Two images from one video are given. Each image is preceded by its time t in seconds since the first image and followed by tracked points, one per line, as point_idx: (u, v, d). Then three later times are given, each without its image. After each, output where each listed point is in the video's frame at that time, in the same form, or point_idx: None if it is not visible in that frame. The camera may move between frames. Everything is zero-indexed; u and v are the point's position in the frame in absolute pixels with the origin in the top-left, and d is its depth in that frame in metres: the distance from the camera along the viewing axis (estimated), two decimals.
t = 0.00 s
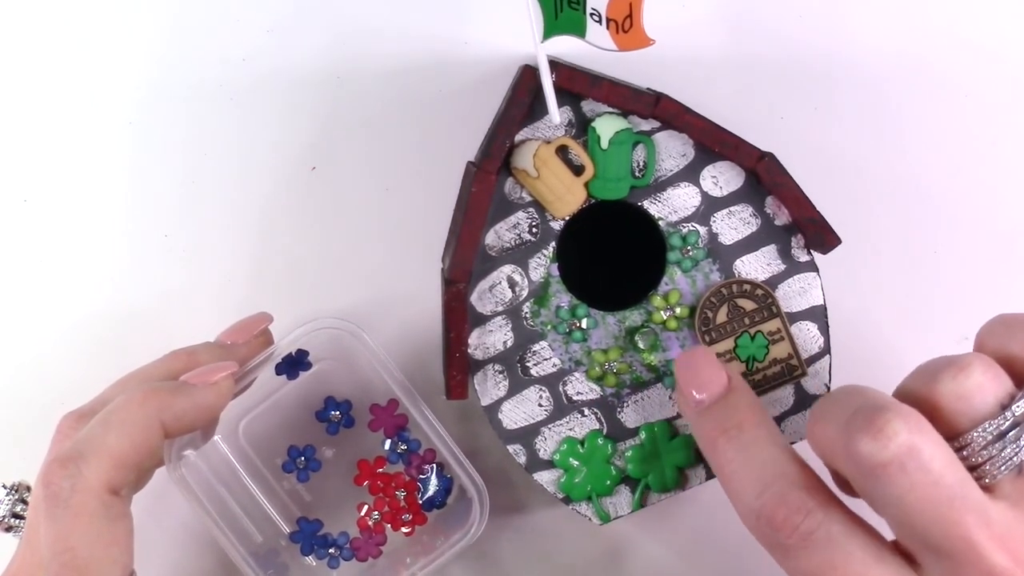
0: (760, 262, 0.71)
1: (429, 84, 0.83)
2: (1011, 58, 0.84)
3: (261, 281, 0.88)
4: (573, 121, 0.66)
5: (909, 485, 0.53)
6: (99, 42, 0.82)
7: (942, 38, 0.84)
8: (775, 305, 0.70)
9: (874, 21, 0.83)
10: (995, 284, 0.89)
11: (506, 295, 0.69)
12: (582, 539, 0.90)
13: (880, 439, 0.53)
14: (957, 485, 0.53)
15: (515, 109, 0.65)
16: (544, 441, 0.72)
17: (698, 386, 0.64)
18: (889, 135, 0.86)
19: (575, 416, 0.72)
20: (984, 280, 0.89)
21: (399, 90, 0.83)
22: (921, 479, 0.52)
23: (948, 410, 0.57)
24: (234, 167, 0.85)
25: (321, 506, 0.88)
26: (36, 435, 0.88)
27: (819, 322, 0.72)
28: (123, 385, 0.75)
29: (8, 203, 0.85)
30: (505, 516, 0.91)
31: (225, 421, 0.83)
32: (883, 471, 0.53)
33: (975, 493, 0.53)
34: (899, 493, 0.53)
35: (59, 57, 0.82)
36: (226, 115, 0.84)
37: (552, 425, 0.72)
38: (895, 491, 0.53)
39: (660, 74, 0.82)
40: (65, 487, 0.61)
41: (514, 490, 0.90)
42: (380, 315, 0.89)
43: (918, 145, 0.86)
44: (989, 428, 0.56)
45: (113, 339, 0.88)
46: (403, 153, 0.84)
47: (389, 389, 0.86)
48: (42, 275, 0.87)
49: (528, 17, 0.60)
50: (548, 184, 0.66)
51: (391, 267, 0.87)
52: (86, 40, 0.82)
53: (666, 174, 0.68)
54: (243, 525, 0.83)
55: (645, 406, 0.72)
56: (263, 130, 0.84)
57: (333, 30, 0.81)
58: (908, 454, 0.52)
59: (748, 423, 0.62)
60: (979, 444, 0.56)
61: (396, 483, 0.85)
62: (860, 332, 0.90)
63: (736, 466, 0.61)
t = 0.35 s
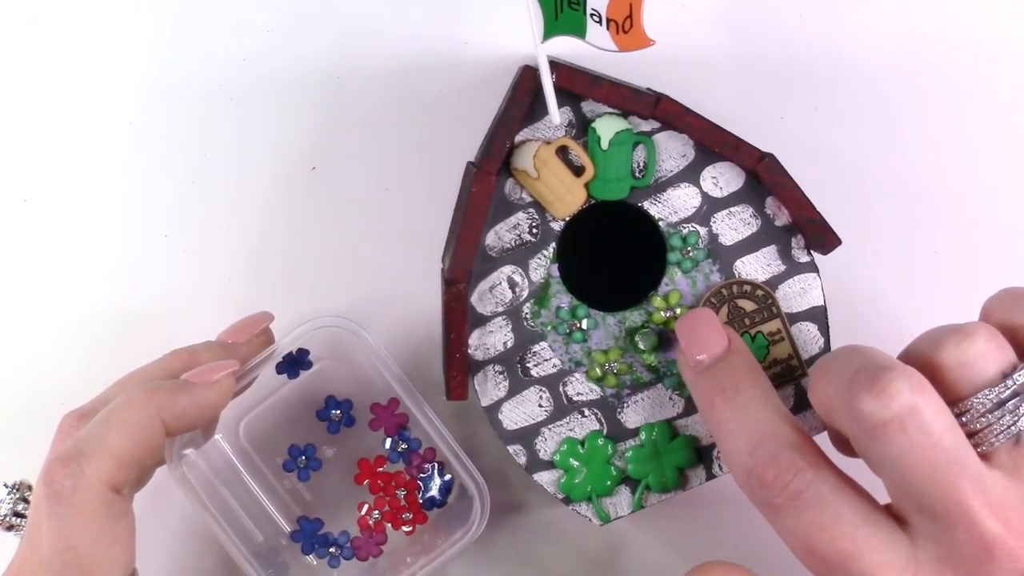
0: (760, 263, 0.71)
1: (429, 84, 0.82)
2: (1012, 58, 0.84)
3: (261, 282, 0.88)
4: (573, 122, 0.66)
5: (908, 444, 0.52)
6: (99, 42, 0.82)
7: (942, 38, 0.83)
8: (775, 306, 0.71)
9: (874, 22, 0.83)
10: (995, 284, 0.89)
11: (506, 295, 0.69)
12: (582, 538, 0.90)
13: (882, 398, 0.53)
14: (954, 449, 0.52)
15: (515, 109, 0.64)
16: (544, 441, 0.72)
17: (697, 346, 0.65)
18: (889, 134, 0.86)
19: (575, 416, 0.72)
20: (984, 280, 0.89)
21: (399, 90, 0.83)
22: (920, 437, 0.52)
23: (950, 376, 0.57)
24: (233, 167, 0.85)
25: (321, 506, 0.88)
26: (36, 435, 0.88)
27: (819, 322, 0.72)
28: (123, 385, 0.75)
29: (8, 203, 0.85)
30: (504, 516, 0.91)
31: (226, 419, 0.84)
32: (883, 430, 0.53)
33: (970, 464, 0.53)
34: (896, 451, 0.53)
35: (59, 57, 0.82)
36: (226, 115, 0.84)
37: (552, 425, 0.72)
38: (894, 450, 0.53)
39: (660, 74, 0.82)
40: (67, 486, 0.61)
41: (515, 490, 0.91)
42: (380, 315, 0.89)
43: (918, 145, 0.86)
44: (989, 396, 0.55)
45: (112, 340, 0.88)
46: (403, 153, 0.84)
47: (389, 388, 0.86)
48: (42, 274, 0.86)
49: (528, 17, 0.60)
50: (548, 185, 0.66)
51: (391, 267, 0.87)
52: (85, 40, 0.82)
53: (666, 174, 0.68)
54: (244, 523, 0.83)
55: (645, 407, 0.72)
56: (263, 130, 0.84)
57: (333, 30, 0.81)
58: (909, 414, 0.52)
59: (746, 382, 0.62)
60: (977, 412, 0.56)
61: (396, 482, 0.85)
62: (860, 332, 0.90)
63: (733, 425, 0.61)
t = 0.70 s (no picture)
0: (760, 263, 0.71)
1: (429, 84, 0.82)
2: (1011, 58, 0.84)
3: (261, 282, 0.88)
4: (573, 122, 0.66)
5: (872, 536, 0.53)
6: (99, 42, 0.82)
7: (942, 37, 0.84)
8: (775, 306, 0.70)
9: (874, 22, 0.83)
10: (995, 284, 0.89)
11: (506, 295, 0.69)
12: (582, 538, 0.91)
13: (876, 463, 0.54)
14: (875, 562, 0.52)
15: (515, 109, 0.65)
16: (544, 441, 0.72)
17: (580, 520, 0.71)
18: (889, 134, 0.86)
19: (575, 416, 0.72)
20: (984, 280, 0.89)
21: (399, 90, 0.83)
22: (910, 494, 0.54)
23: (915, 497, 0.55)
24: (233, 167, 0.85)
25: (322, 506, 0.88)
26: (36, 435, 0.88)
27: (820, 322, 0.72)
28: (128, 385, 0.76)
29: (8, 203, 0.85)
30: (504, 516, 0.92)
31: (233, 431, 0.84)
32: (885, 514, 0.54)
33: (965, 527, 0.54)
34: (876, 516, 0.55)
35: (59, 57, 0.82)
36: (226, 116, 0.84)
37: (552, 425, 0.72)
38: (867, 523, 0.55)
39: (660, 74, 0.83)
40: (72, 484, 0.61)
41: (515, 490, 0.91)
42: (380, 315, 0.89)
43: (918, 145, 0.86)
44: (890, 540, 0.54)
45: (112, 340, 0.88)
46: (403, 153, 0.84)
47: (389, 383, 0.86)
48: (42, 274, 0.86)
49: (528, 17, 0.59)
50: (548, 185, 0.66)
51: (391, 268, 0.87)
52: (85, 40, 0.82)
53: (666, 174, 0.68)
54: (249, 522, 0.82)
55: (645, 407, 0.72)
56: (263, 131, 0.84)
57: (334, 30, 0.81)
58: (899, 480, 0.53)
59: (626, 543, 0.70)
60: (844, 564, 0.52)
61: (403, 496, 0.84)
62: (860, 332, 0.90)
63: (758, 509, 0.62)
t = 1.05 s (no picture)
0: (760, 263, 0.71)
1: (429, 84, 0.83)
2: (1012, 58, 0.84)
3: (261, 282, 0.88)
4: (573, 122, 0.66)
5: None
6: (99, 42, 0.82)
7: (943, 37, 0.84)
8: (775, 305, 0.70)
9: (874, 22, 0.83)
10: (994, 284, 0.89)
11: (506, 295, 0.69)
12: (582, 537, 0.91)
13: None
14: None
15: (515, 109, 0.65)
16: (544, 441, 0.72)
17: (462, 534, 0.74)
18: (889, 134, 0.86)
19: (576, 416, 0.72)
20: (984, 280, 0.89)
21: (399, 90, 0.83)
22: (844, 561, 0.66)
23: None
24: (232, 166, 0.85)
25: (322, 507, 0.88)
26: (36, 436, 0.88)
27: (820, 322, 0.72)
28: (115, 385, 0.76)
29: (8, 203, 0.85)
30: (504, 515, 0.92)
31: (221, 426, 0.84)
32: None
33: None
34: None
35: (60, 57, 0.82)
36: (225, 116, 0.84)
37: (552, 425, 0.72)
38: None
39: (660, 74, 0.83)
40: (59, 480, 0.62)
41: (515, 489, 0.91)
42: (380, 315, 0.89)
43: (918, 145, 0.86)
44: None
45: (112, 340, 0.88)
46: (403, 153, 0.84)
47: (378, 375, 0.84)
48: (41, 274, 0.86)
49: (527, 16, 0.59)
50: (548, 184, 0.66)
51: (390, 268, 0.87)
52: (85, 40, 0.82)
53: (666, 174, 0.68)
54: (238, 518, 0.81)
55: (645, 407, 0.72)
56: (263, 131, 0.84)
57: (334, 30, 0.81)
58: None
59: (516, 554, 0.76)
60: None
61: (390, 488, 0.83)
62: (860, 332, 0.90)
63: None
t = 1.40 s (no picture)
0: (760, 263, 0.71)
1: (429, 84, 0.83)
2: (1013, 59, 0.84)
3: (260, 282, 0.88)
4: (573, 122, 0.66)
5: None
6: (100, 42, 0.82)
7: (944, 38, 0.84)
8: (775, 306, 0.70)
9: (874, 22, 0.83)
10: (996, 284, 0.89)
11: (506, 295, 0.69)
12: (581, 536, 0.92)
13: None
14: None
15: (515, 109, 0.64)
16: (544, 441, 0.72)
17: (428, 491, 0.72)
18: (889, 135, 0.86)
19: (576, 416, 0.72)
20: (985, 281, 0.89)
21: (398, 90, 0.83)
22: (817, 550, 0.69)
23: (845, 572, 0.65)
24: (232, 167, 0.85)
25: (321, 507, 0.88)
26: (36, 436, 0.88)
27: (820, 322, 0.72)
28: (86, 376, 0.76)
29: (8, 202, 0.85)
30: (505, 514, 0.92)
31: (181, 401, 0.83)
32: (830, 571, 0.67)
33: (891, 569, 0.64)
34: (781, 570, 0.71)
35: (60, 58, 0.82)
36: (225, 115, 0.84)
37: (551, 425, 0.72)
38: None
39: (660, 74, 0.83)
40: (43, 476, 0.63)
41: (515, 489, 0.91)
42: (379, 315, 0.89)
43: (918, 145, 0.86)
44: None
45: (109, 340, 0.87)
46: (403, 153, 0.84)
47: (349, 344, 0.85)
48: (40, 274, 0.86)
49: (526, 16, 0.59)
50: (548, 184, 0.66)
51: (390, 267, 0.87)
52: (87, 41, 0.82)
53: (666, 174, 0.68)
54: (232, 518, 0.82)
55: (645, 407, 0.72)
56: (263, 131, 0.84)
57: (334, 30, 0.82)
58: None
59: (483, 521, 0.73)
60: None
61: (351, 455, 0.84)
62: (860, 332, 0.90)
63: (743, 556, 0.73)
